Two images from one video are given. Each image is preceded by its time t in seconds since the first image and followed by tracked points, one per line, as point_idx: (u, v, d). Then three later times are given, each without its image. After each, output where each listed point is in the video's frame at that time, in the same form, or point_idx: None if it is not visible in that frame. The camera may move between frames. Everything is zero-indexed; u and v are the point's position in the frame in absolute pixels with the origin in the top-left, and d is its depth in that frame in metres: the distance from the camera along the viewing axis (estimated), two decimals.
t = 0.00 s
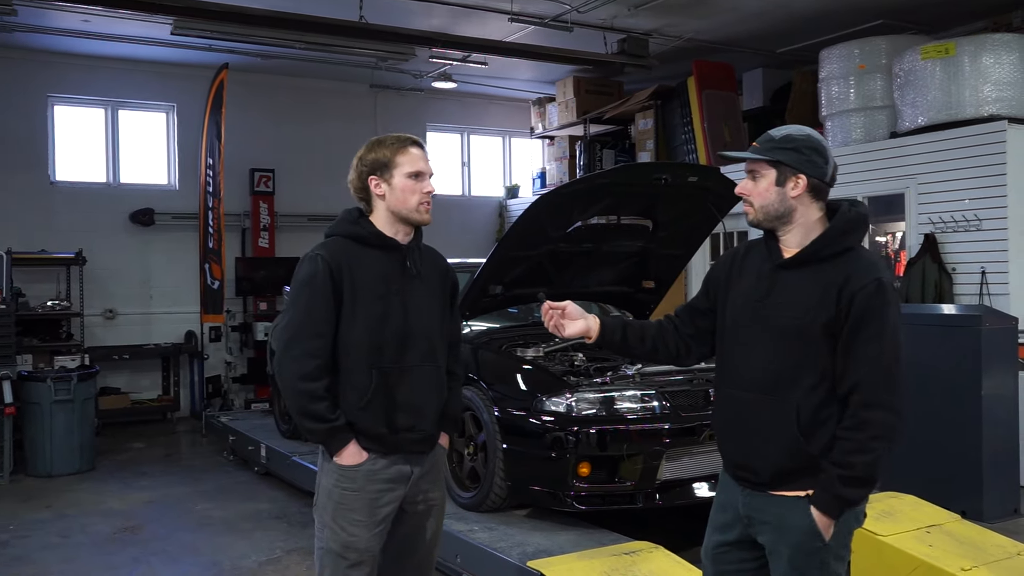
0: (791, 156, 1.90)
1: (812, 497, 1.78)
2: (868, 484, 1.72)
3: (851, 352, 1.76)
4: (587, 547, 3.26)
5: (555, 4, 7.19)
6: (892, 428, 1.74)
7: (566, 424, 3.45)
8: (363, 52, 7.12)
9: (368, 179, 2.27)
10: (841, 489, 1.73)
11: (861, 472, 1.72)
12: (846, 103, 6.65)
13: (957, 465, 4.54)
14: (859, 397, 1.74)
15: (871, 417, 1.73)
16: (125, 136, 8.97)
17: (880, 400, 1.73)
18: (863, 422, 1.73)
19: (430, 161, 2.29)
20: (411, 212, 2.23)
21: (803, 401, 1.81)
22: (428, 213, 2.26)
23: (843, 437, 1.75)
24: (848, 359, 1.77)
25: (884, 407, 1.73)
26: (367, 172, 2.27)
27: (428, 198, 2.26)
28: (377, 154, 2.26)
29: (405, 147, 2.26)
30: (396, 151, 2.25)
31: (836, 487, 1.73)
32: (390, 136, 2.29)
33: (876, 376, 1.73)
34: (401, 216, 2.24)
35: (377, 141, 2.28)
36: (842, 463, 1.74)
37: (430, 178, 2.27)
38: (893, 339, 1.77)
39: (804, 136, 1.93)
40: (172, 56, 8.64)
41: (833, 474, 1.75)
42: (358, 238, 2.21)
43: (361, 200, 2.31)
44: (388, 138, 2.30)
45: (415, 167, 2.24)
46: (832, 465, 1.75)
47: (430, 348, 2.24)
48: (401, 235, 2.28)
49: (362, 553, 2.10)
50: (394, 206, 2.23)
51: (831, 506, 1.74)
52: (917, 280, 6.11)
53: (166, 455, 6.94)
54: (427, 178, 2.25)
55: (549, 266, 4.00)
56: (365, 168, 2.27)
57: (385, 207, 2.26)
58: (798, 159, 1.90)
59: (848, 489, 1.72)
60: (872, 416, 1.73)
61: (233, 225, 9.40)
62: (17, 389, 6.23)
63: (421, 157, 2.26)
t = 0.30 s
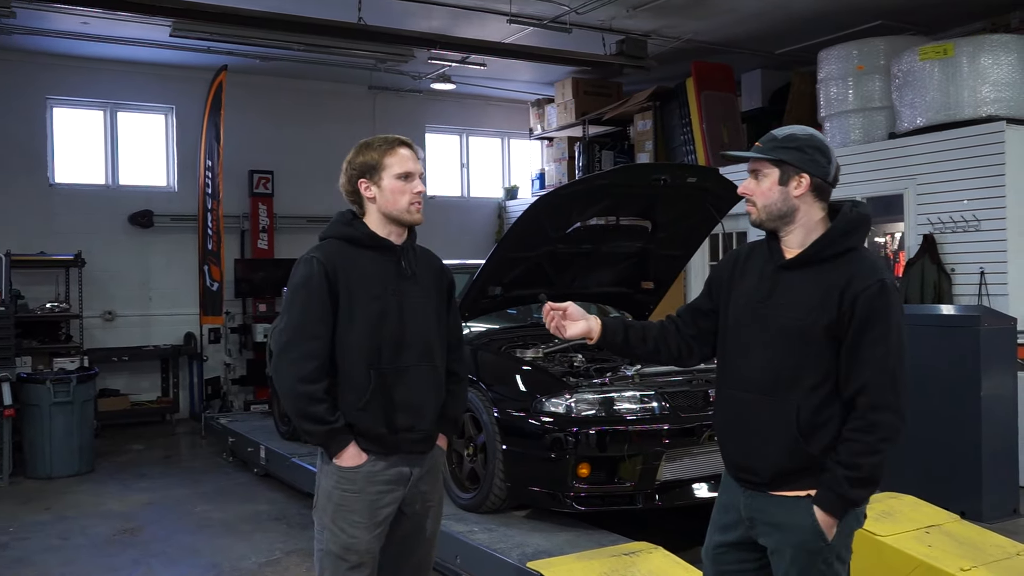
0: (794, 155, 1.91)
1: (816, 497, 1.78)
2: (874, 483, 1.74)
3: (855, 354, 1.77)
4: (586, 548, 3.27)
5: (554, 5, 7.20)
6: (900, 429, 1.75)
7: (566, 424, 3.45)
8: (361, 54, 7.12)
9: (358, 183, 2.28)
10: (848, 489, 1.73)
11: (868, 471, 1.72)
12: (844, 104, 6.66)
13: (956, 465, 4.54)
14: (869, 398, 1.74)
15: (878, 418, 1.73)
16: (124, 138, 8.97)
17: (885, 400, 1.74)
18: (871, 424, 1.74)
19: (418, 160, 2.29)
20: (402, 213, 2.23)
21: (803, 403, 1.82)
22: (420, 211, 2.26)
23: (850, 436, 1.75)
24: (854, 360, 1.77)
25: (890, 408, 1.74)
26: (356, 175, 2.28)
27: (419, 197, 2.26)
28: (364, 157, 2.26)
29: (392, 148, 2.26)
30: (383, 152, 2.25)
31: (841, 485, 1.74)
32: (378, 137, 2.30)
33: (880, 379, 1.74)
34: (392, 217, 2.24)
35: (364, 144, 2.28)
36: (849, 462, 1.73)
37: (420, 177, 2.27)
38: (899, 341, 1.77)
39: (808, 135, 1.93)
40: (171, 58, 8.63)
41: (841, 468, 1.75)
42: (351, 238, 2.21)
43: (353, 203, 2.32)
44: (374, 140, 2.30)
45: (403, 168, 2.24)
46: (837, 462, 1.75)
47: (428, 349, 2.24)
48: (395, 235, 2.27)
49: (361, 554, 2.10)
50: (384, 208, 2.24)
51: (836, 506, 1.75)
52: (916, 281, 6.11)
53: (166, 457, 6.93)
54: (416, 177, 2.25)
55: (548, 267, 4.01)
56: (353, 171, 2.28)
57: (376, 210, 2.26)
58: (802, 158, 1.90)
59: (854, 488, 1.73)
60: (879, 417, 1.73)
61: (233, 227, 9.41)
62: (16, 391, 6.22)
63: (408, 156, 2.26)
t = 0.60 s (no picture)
0: (799, 149, 1.91)
1: (815, 497, 1.78)
2: (870, 482, 1.74)
3: (851, 353, 1.77)
4: (585, 549, 3.27)
5: (553, 5, 7.20)
6: (897, 428, 1.75)
7: (565, 425, 3.45)
8: (360, 54, 7.12)
9: (345, 185, 2.32)
10: (845, 488, 1.73)
11: (866, 471, 1.72)
12: (843, 104, 6.66)
13: (954, 466, 4.54)
14: (865, 396, 1.74)
15: (875, 417, 1.73)
16: (123, 138, 8.96)
17: (882, 399, 1.74)
18: (868, 422, 1.73)
19: (400, 159, 2.25)
20: (374, 214, 2.22)
21: (801, 404, 1.82)
22: (391, 211, 2.22)
23: (848, 435, 1.75)
24: (850, 359, 1.77)
25: (886, 406, 1.74)
26: (345, 178, 2.31)
27: (391, 197, 2.22)
28: (347, 161, 2.29)
29: (371, 148, 2.25)
30: (360, 155, 2.26)
31: (839, 485, 1.73)
32: (366, 138, 2.30)
33: (876, 377, 1.74)
34: (368, 218, 2.24)
35: (348, 148, 2.30)
36: (847, 462, 1.73)
37: (395, 177, 2.23)
38: (895, 339, 1.77)
39: (815, 133, 1.94)
40: (170, 58, 8.63)
41: (839, 467, 1.74)
42: (348, 239, 2.21)
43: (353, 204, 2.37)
44: (359, 141, 2.31)
45: (373, 168, 2.22)
46: (836, 462, 1.75)
47: (422, 348, 2.24)
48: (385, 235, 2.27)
49: (357, 554, 2.10)
50: (362, 210, 2.25)
51: (834, 505, 1.74)
52: (916, 281, 6.08)
53: (165, 457, 6.93)
54: (388, 176, 2.22)
55: (547, 268, 4.01)
56: (341, 176, 2.31)
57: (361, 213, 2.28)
58: (807, 154, 1.91)
59: (852, 488, 1.73)
60: (876, 415, 1.73)
61: (232, 227, 9.41)
62: (15, 391, 6.22)
63: (385, 155, 2.23)
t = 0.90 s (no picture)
0: (823, 161, 1.89)
1: (818, 500, 1.78)
2: (875, 484, 1.74)
3: (856, 356, 1.77)
4: (585, 552, 3.27)
5: (554, 9, 7.22)
6: (901, 431, 1.75)
7: (565, 428, 3.45)
8: (361, 57, 7.14)
9: (352, 185, 2.30)
10: (850, 491, 1.73)
11: (871, 473, 1.73)
12: (843, 108, 6.67)
13: (955, 469, 4.54)
14: (870, 400, 1.75)
15: (881, 419, 1.73)
16: (124, 141, 8.97)
17: (887, 402, 1.74)
18: (873, 424, 1.74)
19: (412, 167, 2.25)
20: (382, 219, 2.22)
21: (805, 407, 1.82)
22: (400, 219, 2.22)
23: (853, 438, 1.75)
24: (857, 363, 1.78)
25: (891, 409, 1.74)
26: (353, 179, 2.29)
27: (401, 205, 2.22)
28: (358, 163, 2.27)
29: (384, 153, 2.25)
30: (372, 158, 2.25)
31: (844, 487, 1.74)
32: (379, 142, 2.29)
33: (882, 381, 1.74)
34: (375, 222, 2.24)
35: (360, 149, 2.28)
36: (853, 464, 1.74)
37: (406, 185, 2.23)
38: (900, 344, 1.78)
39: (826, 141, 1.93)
40: (171, 61, 8.64)
41: (843, 470, 1.75)
42: (351, 241, 2.22)
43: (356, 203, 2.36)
44: (372, 144, 2.29)
45: (385, 175, 2.21)
46: (841, 465, 1.75)
47: (421, 351, 2.24)
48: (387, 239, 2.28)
49: (355, 555, 2.11)
50: (369, 213, 2.25)
51: (839, 508, 1.75)
52: (915, 288, 6.10)
53: (164, 460, 6.93)
54: (400, 184, 2.22)
55: (548, 271, 4.01)
56: (348, 177, 2.29)
57: (368, 216, 2.28)
58: (827, 165, 1.90)
59: (857, 490, 1.73)
60: (881, 418, 1.74)
61: (232, 230, 9.42)
62: (16, 393, 6.22)
63: (398, 163, 2.23)
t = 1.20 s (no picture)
0: (823, 165, 1.90)
1: (821, 499, 1.78)
2: (878, 484, 1.74)
3: (858, 356, 1.77)
4: (584, 553, 3.27)
5: (552, 10, 7.22)
6: (903, 430, 1.75)
7: (565, 429, 3.45)
8: (359, 59, 7.13)
9: (360, 184, 2.31)
10: (854, 490, 1.73)
11: (875, 473, 1.73)
12: (841, 108, 6.68)
13: (954, 469, 4.54)
14: (871, 399, 1.75)
15: (885, 419, 1.73)
16: (122, 143, 8.97)
17: (890, 402, 1.74)
18: (877, 424, 1.74)
19: (420, 175, 2.25)
20: (384, 222, 2.23)
21: (806, 406, 1.82)
22: (402, 224, 2.22)
23: (856, 438, 1.75)
24: (858, 363, 1.78)
25: (893, 409, 1.74)
26: (361, 178, 2.30)
27: (405, 211, 2.23)
28: (368, 163, 2.27)
29: (395, 158, 2.25)
30: (383, 161, 2.25)
31: (848, 487, 1.74)
32: (392, 145, 2.29)
33: (885, 379, 1.74)
34: (378, 224, 2.25)
35: (373, 149, 2.29)
36: (856, 464, 1.74)
37: (412, 192, 2.23)
38: (901, 344, 1.78)
39: (832, 145, 1.93)
40: (169, 63, 8.64)
41: (846, 470, 1.75)
42: (352, 242, 2.22)
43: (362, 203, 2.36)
44: (386, 147, 2.29)
45: (392, 179, 2.22)
46: (844, 465, 1.75)
47: (420, 352, 2.24)
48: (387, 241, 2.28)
49: (355, 557, 2.10)
50: (373, 215, 2.26)
51: (842, 507, 1.75)
52: (914, 287, 6.10)
53: (164, 462, 6.93)
54: (406, 191, 2.22)
55: (547, 271, 4.01)
56: (357, 176, 2.30)
57: (371, 217, 2.28)
58: (828, 168, 1.91)
59: (860, 490, 1.73)
60: (884, 418, 1.74)
61: (231, 232, 9.42)
62: (14, 396, 6.21)
63: (406, 169, 2.23)
